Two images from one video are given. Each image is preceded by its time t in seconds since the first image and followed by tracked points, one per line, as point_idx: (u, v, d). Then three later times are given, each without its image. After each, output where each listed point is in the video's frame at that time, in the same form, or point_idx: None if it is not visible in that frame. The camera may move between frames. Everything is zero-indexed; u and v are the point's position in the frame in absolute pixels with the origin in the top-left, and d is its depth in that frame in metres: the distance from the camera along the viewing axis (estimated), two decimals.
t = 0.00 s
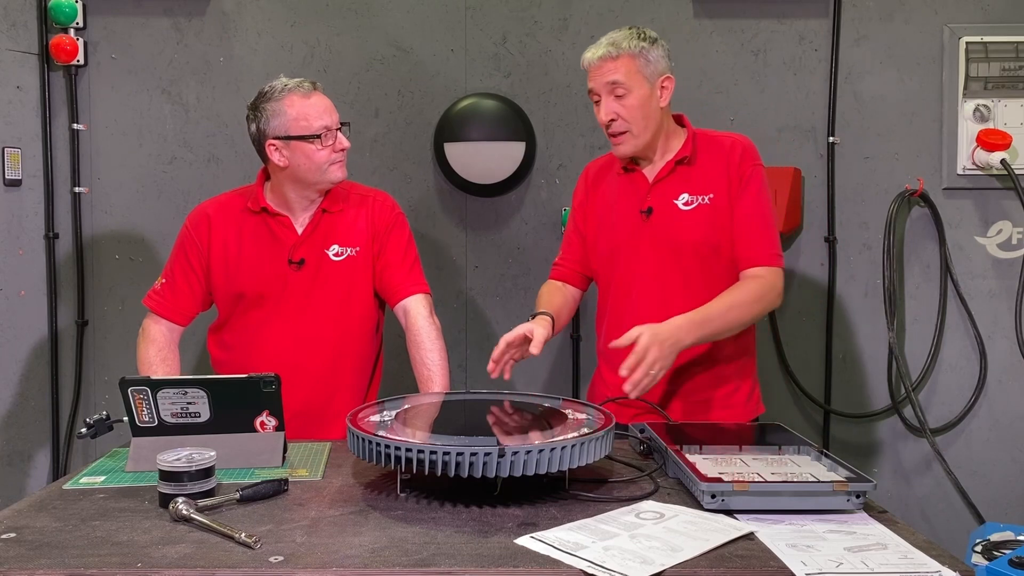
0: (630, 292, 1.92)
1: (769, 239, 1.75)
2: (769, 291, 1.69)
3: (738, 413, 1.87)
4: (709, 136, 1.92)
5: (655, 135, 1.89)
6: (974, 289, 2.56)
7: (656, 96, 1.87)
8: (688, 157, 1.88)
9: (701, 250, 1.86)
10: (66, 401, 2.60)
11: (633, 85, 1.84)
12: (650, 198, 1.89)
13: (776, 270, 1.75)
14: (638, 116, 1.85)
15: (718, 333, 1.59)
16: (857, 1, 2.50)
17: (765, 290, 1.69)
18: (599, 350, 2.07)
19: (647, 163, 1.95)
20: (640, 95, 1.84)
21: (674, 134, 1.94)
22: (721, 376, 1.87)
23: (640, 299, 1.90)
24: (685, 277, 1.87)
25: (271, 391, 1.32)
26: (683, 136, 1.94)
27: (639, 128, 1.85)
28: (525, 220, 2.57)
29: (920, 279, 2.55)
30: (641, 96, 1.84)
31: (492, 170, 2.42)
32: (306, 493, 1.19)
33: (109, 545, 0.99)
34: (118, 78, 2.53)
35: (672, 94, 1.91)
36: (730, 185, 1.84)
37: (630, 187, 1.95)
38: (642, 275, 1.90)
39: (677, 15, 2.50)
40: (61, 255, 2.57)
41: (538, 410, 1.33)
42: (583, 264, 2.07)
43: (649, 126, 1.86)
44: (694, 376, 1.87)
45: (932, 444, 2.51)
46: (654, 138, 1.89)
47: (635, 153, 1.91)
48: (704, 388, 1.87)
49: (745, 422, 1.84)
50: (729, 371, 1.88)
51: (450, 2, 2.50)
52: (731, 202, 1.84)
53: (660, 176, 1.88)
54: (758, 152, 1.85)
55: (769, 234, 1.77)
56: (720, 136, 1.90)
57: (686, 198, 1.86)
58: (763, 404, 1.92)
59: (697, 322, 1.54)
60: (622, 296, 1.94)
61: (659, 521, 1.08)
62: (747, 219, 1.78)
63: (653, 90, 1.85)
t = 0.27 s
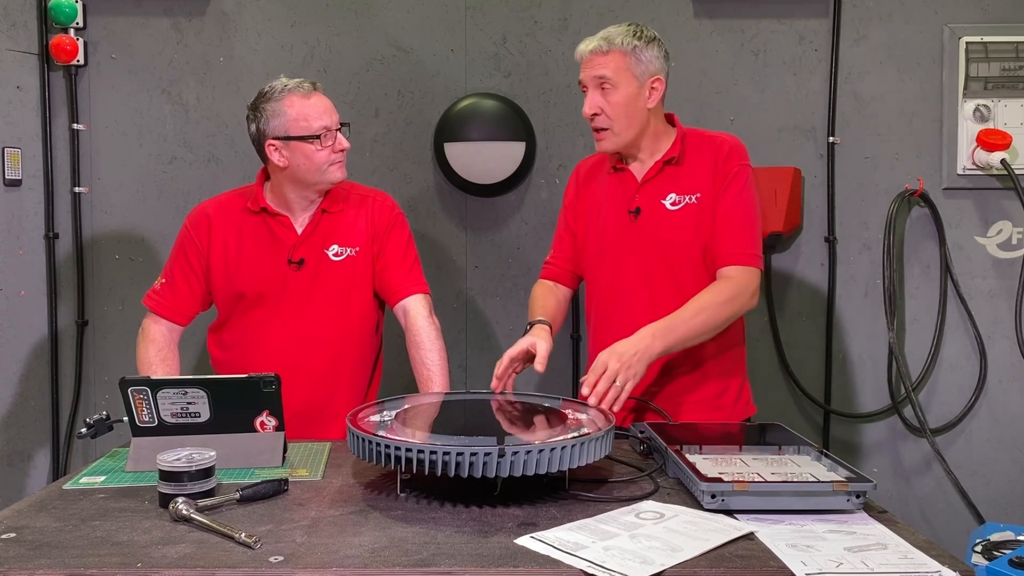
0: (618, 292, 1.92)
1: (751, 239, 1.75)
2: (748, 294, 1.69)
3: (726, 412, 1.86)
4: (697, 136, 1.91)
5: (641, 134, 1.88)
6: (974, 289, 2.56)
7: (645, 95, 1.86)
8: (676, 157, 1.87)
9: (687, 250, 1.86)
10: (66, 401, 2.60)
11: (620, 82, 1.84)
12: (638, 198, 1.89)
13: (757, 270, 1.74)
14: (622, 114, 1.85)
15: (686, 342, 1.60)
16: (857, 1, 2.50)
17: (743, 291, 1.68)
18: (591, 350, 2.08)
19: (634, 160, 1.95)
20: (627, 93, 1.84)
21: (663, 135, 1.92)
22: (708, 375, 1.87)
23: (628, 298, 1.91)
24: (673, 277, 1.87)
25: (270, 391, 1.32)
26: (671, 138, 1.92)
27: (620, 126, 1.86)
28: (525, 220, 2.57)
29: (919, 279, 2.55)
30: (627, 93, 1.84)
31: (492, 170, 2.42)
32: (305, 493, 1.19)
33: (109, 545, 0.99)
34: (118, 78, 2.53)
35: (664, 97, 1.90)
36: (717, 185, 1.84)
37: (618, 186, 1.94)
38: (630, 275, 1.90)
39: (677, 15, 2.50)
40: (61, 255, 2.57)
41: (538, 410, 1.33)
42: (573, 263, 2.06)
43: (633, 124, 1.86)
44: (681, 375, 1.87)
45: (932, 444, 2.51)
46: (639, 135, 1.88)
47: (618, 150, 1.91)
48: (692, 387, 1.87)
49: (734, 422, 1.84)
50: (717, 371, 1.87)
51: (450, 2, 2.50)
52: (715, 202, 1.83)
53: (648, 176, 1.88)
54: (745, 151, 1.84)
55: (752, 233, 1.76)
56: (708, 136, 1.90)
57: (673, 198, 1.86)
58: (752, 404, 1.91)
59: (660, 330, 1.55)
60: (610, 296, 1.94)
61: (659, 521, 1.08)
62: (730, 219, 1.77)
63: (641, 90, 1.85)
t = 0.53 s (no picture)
0: (617, 291, 1.92)
1: (754, 242, 1.75)
2: (750, 296, 1.70)
3: (723, 413, 1.86)
4: (704, 135, 1.90)
5: (643, 134, 1.88)
6: (974, 289, 2.56)
7: (651, 96, 1.85)
8: (681, 158, 1.87)
9: (689, 250, 1.86)
10: (66, 401, 2.60)
11: (626, 81, 1.84)
12: (641, 198, 1.89)
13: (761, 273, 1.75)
14: (626, 113, 1.85)
15: (689, 341, 1.60)
16: (857, 1, 2.50)
17: (745, 294, 1.69)
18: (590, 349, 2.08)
19: (638, 159, 1.95)
20: (631, 92, 1.84)
21: (667, 137, 1.92)
22: (706, 375, 1.87)
23: (628, 297, 1.91)
24: (674, 278, 1.87)
25: (270, 391, 1.32)
26: (676, 140, 1.92)
27: (623, 125, 1.86)
28: (526, 220, 2.57)
29: (919, 279, 2.55)
30: (632, 93, 1.84)
31: (492, 170, 2.42)
32: (305, 493, 1.19)
33: (109, 545, 0.99)
34: (118, 78, 2.53)
35: (671, 99, 1.89)
36: (720, 186, 1.84)
37: (622, 186, 1.94)
38: (630, 274, 1.90)
39: (677, 15, 2.50)
40: (61, 255, 2.57)
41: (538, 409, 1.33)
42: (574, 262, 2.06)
43: (636, 125, 1.86)
44: (681, 376, 1.87)
45: (932, 444, 2.51)
46: (642, 135, 1.88)
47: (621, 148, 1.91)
48: (690, 387, 1.87)
49: (733, 423, 1.84)
50: (715, 371, 1.87)
51: (450, 2, 2.50)
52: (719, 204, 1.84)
53: (652, 176, 1.88)
54: (749, 154, 1.85)
55: (755, 235, 1.76)
56: (714, 136, 1.90)
57: (677, 198, 1.86)
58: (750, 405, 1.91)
59: (664, 329, 1.56)
60: (610, 295, 1.94)
61: (659, 521, 1.08)
62: (733, 221, 1.77)
63: (646, 90, 1.84)
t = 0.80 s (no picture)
0: (625, 290, 1.93)
1: (760, 244, 1.75)
2: (752, 297, 1.70)
3: (730, 414, 1.86)
4: (716, 137, 1.90)
5: (665, 132, 1.89)
6: (974, 289, 2.56)
7: (668, 94, 1.86)
8: (693, 161, 1.87)
9: (697, 251, 1.86)
10: (66, 401, 2.60)
11: (644, 82, 1.83)
12: (652, 198, 1.89)
13: (764, 274, 1.75)
14: (649, 113, 1.85)
15: (690, 343, 1.59)
16: (857, 2, 2.50)
17: (745, 296, 1.69)
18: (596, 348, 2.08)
19: (654, 159, 1.95)
20: (650, 93, 1.84)
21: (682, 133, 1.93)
22: (713, 376, 1.87)
23: (636, 297, 1.91)
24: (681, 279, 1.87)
25: (270, 391, 1.31)
26: (690, 136, 1.94)
27: (647, 124, 1.85)
28: (526, 220, 2.57)
29: (919, 279, 2.55)
30: (651, 93, 1.84)
31: (492, 170, 2.42)
32: (305, 493, 1.19)
33: (109, 545, 0.99)
34: (118, 78, 2.53)
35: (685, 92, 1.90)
36: (729, 188, 1.83)
37: (634, 185, 1.95)
38: (639, 273, 1.91)
39: (677, 15, 2.50)
40: (61, 255, 2.57)
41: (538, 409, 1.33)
42: (584, 261, 2.06)
43: (659, 123, 1.86)
44: (686, 376, 1.88)
45: (932, 444, 2.51)
46: (662, 135, 1.88)
47: (642, 150, 1.91)
48: (697, 388, 1.87)
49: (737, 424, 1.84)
50: (721, 373, 1.87)
51: (450, 2, 2.50)
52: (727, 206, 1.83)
53: (664, 177, 1.88)
54: (760, 156, 1.84)
55: (762, 237, 1.76)
56: (729, 138, 1.89)
57: (687, 200, 1.86)
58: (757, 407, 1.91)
59: (664, 332, 1.55)
60: (618, 294, 1.95)
61: (658, 521, 1.08)
62: (740, 223, 1.77)
63: (665, 88, 1.85)
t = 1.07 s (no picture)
0: (630, 290, 1.93)
1: (760, 239, 1.73)
2: (747, 289, 1.66)
3: (736, 414, 1.86)
4: (717, 137, 1.91)
5: (669, 128, 1.88)
6: (974, 289, 2.56)
7: (669, 89, 1.87)
8: (695, 161, 1.87)
9: (701, 251, 1.85)
10: (66, 401, 2.60)
11: (645, 78, 1.83)
12: (655, 199, 1.89)
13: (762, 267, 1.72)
14: (653, 108, 1.84)
15: (686, 337, 1.55)
16: (857, 2, 2.50)
17: (743, 286, 1.66)
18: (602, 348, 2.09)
19: (657, 159, 1.94)
20: (652, 88, 1.84)
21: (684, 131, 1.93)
22: (719, 376, 1.87)
23: (641, 297, 1.91)
24: (684, 278, 1.87)
25: (270, 391, 1.31)
26: (692, 137, 1.93)
27: (652, 119, 1.85)
28: (526, 220, 2.57)
29: (919, 279, 2.55)
30: (653, 88, 1.84)
31: (492, 170, 2.42)
32: (305, 493, 1.19)
33: (109, 545, 0.99)
34: (118, 78, 2.53)
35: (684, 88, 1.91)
36: (730, 186, 1.82)
37: (637, 186, 1.95)
38: (643, 273, 1.91)
39: (677, 15, 2.50)
40: (61, 255, 2.57)
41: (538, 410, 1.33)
42: (589, 261, 2.07)
43: (663, 119, 1.86)
44: (692, 376, 1.88)
45: (932, 444, 2.51)
46: (666, 132, 1.88)
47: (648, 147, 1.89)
48: (703, 388, 1.87)
49: (743, 424, 1.84)
50: (727, 372, 1.87)
51: (450, 2, 2.50)
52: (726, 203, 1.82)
53: (666, 176, 1.88)
54: (763, 154, 1.83)
55: (763, 234, 1.74)
56: (730, 137, 1.89)
57: (690, 199, 1.86)
58: (764, 406, 1.91)
59: (659, 324, 1.52)
60: (623, 295, 1.95)
61: (659, 521, 1.08)
62: (736, 218, 1.75)
63: (666, 83, 1.85)
